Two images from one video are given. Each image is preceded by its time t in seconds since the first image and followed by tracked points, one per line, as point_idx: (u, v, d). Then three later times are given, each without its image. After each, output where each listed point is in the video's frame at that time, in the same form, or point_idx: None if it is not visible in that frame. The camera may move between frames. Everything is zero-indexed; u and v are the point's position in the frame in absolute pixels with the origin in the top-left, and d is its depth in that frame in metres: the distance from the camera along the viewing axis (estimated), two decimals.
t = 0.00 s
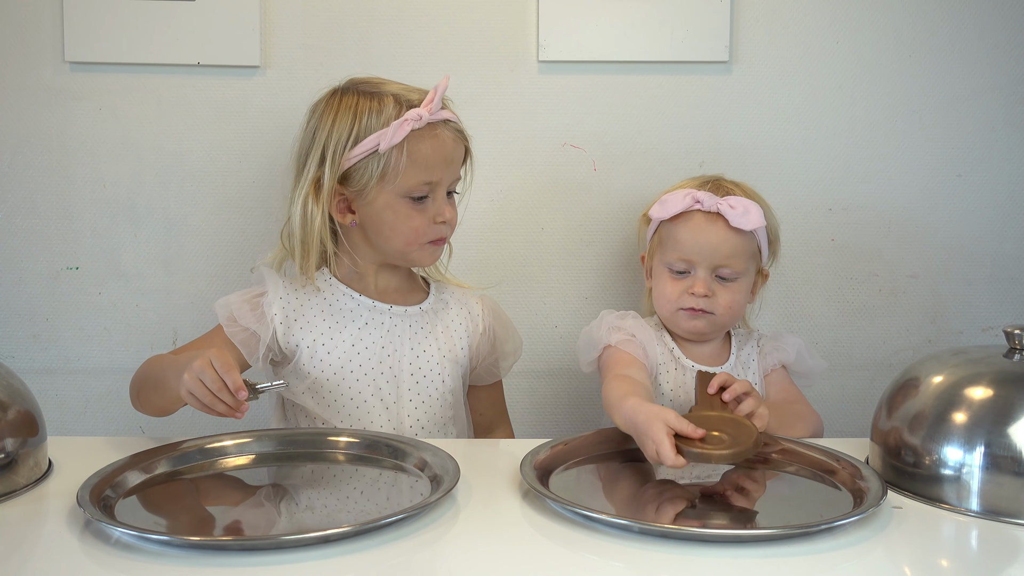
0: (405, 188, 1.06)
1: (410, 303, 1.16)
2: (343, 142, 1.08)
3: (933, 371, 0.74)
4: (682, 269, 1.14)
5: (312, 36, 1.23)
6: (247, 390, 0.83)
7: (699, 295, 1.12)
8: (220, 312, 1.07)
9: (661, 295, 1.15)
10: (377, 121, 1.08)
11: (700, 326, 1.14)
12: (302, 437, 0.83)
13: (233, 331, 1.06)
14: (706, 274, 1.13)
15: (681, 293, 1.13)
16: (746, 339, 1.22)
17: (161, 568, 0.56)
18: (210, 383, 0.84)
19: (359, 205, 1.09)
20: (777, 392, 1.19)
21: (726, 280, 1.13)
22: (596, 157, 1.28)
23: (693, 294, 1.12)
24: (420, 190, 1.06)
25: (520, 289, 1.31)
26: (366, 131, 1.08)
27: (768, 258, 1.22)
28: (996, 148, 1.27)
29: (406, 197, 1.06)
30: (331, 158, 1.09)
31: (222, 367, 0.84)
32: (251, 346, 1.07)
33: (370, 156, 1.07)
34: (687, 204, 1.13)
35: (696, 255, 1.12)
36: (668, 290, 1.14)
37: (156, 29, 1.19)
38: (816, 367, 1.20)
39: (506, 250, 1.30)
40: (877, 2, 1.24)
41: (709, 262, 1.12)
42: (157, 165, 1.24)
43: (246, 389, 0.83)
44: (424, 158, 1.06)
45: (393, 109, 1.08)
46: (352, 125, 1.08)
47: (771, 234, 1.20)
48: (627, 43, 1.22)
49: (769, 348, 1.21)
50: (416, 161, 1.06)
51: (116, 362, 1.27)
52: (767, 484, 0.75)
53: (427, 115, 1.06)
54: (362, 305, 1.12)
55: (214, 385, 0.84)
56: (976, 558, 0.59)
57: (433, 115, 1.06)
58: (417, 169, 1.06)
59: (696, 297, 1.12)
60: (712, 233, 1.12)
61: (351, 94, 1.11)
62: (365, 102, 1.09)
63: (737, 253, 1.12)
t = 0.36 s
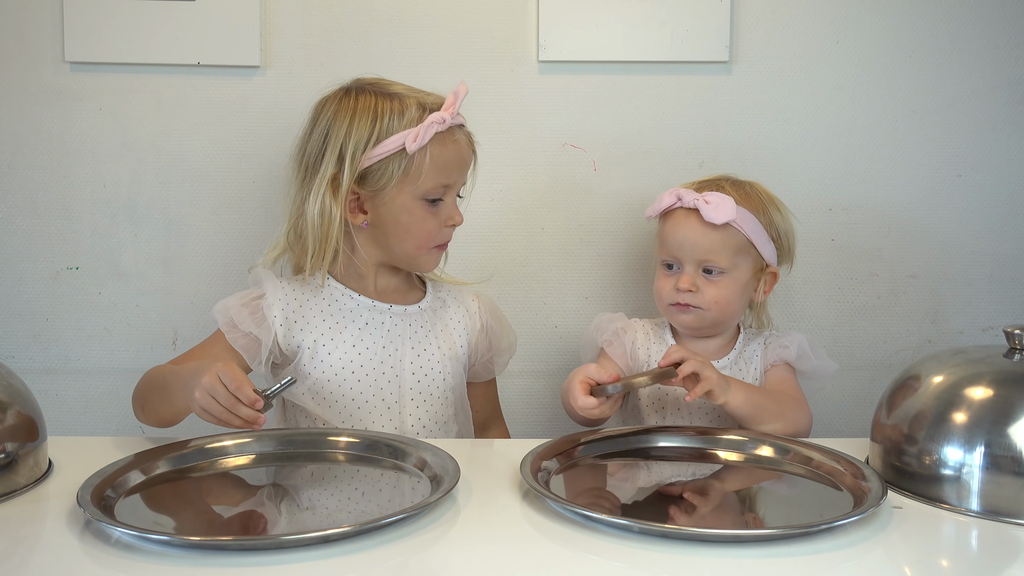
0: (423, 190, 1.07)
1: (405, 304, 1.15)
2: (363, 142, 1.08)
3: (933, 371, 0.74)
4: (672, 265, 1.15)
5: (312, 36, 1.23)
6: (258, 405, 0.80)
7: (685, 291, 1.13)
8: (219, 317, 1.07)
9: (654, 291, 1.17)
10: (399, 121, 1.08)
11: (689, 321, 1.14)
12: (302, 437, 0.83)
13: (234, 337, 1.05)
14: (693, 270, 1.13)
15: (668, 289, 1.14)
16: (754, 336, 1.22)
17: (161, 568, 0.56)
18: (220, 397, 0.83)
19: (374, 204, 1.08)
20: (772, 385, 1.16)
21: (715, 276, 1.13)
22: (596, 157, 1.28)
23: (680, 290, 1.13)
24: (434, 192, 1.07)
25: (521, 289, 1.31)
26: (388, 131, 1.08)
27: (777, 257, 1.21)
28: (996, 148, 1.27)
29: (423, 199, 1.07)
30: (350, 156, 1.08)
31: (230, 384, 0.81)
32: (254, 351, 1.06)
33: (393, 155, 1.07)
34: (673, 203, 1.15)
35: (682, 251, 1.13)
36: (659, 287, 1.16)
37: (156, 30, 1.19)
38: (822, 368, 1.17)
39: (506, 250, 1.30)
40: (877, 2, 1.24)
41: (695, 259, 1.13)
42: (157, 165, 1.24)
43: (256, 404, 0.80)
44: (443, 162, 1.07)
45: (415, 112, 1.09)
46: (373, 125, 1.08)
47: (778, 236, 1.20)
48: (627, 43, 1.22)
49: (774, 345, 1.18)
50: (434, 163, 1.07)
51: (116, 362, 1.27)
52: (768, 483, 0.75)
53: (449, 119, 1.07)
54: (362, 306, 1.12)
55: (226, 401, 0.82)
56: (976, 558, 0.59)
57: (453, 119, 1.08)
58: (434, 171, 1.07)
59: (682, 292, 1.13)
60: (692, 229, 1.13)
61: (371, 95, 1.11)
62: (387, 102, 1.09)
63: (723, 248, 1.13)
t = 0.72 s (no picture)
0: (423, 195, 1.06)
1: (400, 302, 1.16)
2: (367, 142, 1.08)
3: (933, 371, 0.74)
4: (662, 270, 1.15)
5: (313, 36, 1.23)
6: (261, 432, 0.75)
7: (677, 295, 1.12)
8: (213, 327, 1.04)
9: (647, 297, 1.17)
10: (404, 126, 1.08)
11: (684, 326, 1.14)
12: (302, 437, 0.83)
13: (231, 347, 1.03)
14: (684, 274, 1.13)
15: (661, 294, 1.14)
16: (746, 334, 1.22)
17: (161, 568, 0.56)
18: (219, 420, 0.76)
19: (373, 206, 1.08)
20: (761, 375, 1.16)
21: (706, 279, 1.13)
22: (596, 157, 1.28)
23: (672, 294, 1.13)
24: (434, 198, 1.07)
25: (521, 289, 1.31)
26: (393, 134, 1.08)
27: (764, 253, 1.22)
28: (996, 148, 1.27)
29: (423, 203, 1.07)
30: (353, 156, 1.08)
31: (233, 408, 0.75)
32: (253, 360, 1.04)
33: (397, 158, 1.07)
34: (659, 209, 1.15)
35: (673, 255, 1.13)
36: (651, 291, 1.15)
37: (156, 30, 1.19)
38: (814, 361, 1.16)
39: (507, 250, 1.30)
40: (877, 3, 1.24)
41: (685, 262, 1.13)
42: (158, 165, 1.24)
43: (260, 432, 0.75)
44: (445, 169, 1.07)
45: (423, 117, 1.09)
46: (379, 127, 1.08)
47: (765, 234, 1.21)
48: (627, 44, 1.22)
49: (763, 340, 1.18)
50: (436, 168, 1.07)
51: (116, 362, 1.27)
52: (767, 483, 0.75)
53: (455, 127, 1.07)
54: (359, 307, 1.12)
55: (228, 426, 0.75)
56: (977, 559, 0.59)
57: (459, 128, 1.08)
58: (435, 176, 1.07)
59: (675, 297, 1.13)
60: (681, 233, 1.13)
61: (377, 96, 1.11)
62: (396, 104, 1.10)
63: (713, 251, 1.13)
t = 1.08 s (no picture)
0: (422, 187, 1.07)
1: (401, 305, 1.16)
2: (361, 139, 1.08)
3: (933, 371, 0.74)
4: (651, 276, 1.16)
5: (313, 36, 1.23)
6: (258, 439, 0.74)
7: (667, 301, 1.13)
8: (213, 328, 1.04)
9: (639, 303, 1.18)
10: (397, 118, 1.08)
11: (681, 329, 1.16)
12: (302, 437, 0.83)
13: (231, 349, 1.02)
14: (673, 280, 1.14)
15: (650, 300, 1.15)
16: (743, 334, 1.22)
17: (161, 569, 0.56)
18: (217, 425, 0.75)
19: (371, 202, 1.08)
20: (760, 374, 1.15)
21: (695, 283, 1.14)
22: (596, 157, 1.28)
23: (662, 300, 1.14)
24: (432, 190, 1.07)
25: (521, 289, 1.31)
26: (384, 128, 1.08)
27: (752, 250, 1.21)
28: (996, 148, 1.27)
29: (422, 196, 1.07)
30: (348, 153, 1.08)
31: (229, 414, 0.74)
32: (253, 361, 1.04)
33: (391, 150, 1.07)
34: (641, 218, 1.14)
35: (660, 262, 1.14)
36: (642, 297, 1.17)
37: (156, 29, 1.19)
38: (812, 361, 1.16)
39: (506, 249, 1.30)
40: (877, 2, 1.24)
41: (673, 269, 1.13)
42: (158, 164, 1.24)
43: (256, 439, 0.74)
44: (442, 158, 1.07)
45: (413, 107, 1.09)
46: (370, 124, 1.08)
47: (752, 232, 1.20)
48: (627, 43, 1.22)
49: (761, 340, 1.19)
50: (431, 159, 1.07)
51: (117, 362, 1.27)
52: (766, 483, 0.75)
53: (447, 115, 1.07)
54: (359, 310, 1.12)
55: (224, 432, 0.74)
56: (976, 559, 0.59)
57: (452, 116, 1.08)
58: (431, 167, 1.07)
59: (664, 303, 1.14)
60: (665, 241, 1.13)
61: (366, 93, 1.11)
62: (384, 100, 1.10)
63: (698, 256, 1.13)
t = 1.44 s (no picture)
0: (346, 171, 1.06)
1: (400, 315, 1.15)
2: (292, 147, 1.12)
3: (933, 371, 0.74)
4: (661, 274, 1.16)
5: (313, 36, 1.23)
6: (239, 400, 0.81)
7: (684, 296, 1.13)
8: (219, 328, 1.05)
9: (649, 303, 1.17)
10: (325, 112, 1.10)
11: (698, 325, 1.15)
12: (302, 437, 0.83)
13: (235, 349, 1.04)
14: (687, 274, 1.14)
15: (665, 299, 1.15)
16: (749, 334, 1.22)
17: (161, 569, 0.56)
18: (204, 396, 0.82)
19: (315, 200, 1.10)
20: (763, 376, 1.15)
21: (709, 275, 1.14)
22: (596, 157, 1.28)
23: (679, 296, 1.13)
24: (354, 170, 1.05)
25: (521, 290, 1.31)
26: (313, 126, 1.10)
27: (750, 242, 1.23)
28: (996, 148, 1.27)
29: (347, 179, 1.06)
30: (287, 164, 1.12)
31: (200, 376, 0.81)
32: (255, 364, 1.05)
33: (313, 142, 1.09)
34: (650, 215, 1.14)
35: (672, 258, 1.14)
36: (655, 297, 1.16)
37: (156, 29, 1.19)
38: (816, 363, 1.17)
39: (506, 249, 1.30)
40: (876, 2, 1.24)
41: (686, 263, 1.14)
42: (158, 164, 1.24)
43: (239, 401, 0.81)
44: (346, 137, 1.06)
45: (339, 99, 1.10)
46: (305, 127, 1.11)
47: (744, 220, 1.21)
48: (627, 43, 1.22)
49: (768, 341, 1.18)
50: (347, 139, 1.06)
51: (117, 362, 1.27)
52: (764, 482, 0.75)
53: (337, 95, 1.07)
54: (361, 319, 1.12)
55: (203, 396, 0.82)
56: (976, 559, 0.59)
57: (344, 96, 1.07)
58: (342, 148, 1.06)
59: (681, 299, 1.13)
60: (677, 236, 1.14)
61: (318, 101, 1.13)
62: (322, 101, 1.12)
63: (711, 248, 1.14)
